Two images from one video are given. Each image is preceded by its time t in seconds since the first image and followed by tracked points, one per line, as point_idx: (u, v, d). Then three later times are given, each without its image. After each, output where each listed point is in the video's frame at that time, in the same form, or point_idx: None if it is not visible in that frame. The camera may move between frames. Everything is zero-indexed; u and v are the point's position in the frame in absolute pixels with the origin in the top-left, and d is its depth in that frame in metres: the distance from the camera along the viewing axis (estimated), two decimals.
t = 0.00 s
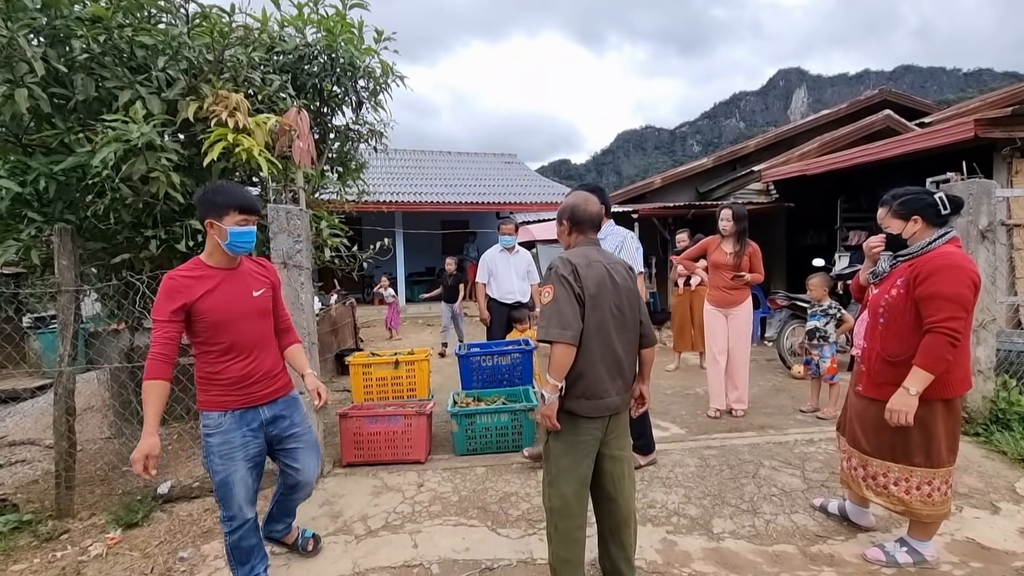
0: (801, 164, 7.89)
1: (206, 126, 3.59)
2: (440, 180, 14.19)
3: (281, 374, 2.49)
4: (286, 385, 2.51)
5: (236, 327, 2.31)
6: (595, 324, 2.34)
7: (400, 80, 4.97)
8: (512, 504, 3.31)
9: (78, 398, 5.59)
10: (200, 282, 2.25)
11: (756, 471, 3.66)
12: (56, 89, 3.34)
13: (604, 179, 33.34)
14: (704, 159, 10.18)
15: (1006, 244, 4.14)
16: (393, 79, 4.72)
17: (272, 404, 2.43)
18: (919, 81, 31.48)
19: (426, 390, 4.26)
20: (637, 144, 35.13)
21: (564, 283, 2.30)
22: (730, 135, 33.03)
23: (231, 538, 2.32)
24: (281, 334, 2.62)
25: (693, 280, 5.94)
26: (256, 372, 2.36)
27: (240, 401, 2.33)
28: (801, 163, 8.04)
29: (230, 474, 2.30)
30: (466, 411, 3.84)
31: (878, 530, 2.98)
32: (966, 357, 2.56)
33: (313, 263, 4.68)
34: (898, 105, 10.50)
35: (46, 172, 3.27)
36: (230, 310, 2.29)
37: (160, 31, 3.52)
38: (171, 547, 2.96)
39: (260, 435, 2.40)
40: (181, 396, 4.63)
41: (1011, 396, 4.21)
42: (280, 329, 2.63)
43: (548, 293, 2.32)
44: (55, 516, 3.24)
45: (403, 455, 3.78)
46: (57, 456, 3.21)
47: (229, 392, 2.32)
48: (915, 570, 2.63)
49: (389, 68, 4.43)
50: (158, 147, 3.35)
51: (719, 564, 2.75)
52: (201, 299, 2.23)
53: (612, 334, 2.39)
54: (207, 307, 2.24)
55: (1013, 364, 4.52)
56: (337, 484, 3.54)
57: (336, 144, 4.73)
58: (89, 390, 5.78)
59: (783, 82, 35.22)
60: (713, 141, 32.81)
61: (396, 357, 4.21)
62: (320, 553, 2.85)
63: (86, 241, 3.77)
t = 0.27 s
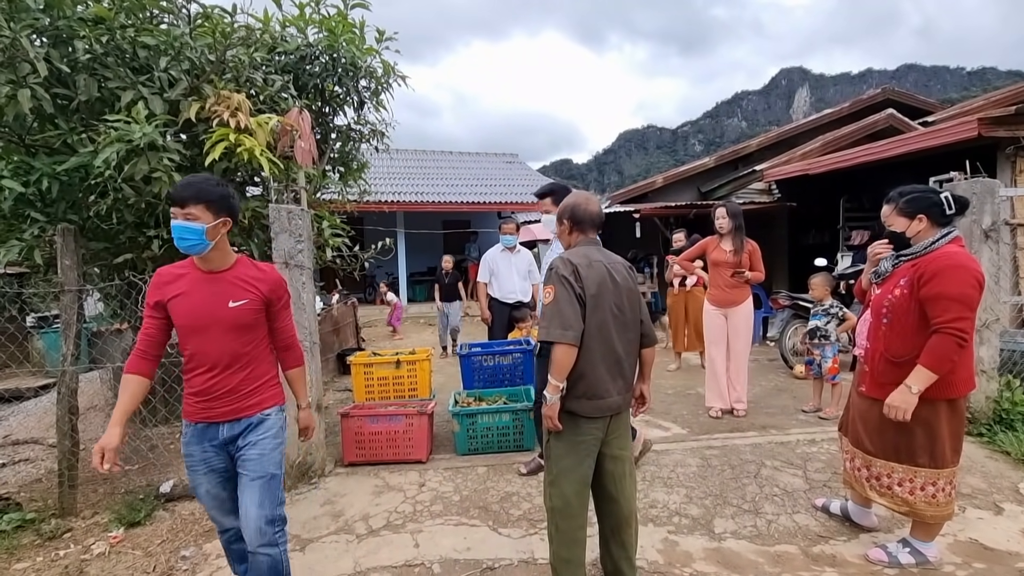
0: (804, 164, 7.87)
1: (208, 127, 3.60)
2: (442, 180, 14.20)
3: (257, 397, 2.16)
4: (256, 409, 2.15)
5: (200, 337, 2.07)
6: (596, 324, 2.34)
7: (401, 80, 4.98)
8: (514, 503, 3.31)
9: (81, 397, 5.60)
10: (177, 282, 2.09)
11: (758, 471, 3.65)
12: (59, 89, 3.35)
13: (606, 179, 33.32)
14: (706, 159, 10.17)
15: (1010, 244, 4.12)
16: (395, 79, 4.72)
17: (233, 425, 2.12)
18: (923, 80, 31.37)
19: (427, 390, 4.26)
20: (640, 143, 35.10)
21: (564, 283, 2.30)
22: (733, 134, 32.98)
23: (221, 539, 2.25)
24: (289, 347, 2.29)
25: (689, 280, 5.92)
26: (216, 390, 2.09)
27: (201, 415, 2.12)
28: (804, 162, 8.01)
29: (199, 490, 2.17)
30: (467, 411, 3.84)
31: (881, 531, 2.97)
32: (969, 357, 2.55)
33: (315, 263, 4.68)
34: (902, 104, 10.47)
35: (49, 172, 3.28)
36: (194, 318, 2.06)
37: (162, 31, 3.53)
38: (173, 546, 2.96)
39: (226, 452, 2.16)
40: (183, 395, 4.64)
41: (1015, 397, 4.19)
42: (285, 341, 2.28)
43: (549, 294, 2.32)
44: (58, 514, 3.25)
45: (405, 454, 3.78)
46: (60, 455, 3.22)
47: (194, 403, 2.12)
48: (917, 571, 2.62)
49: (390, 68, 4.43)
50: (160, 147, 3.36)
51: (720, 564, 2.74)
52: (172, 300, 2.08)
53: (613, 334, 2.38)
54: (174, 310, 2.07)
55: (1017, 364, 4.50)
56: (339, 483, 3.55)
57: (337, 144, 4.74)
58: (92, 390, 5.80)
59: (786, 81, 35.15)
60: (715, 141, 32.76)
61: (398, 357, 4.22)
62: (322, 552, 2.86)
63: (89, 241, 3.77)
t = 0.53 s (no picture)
0: (805, 164, 7.86)
1: (209, 126, 3.61)
2: (443, 179, 14.20)
3: (201, 435, 1.93)
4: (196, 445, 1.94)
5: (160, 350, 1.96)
6: (596, 324, 2.35)
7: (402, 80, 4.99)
8: (514, 503, 3.31)
9: (83, 396, 5.62)
10: (160, 287, 2.02)
11: (758, 471, 3.65)
12: (61, 89, 3.35)
13: (607, 179, 33.30)
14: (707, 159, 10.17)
15: (1011, 244, 4.12)
16: (396, 78, 4.73)
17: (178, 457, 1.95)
18: (925, 80, 31.32)
19: (428, 389, 4.27)
20: (641, 143, 35.08)
21: (565, 283, 2.31)
22: (734, 134, 32.95)
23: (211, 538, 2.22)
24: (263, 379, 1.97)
25: (684, 280, 5.88)
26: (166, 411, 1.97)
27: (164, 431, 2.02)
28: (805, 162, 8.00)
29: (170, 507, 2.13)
30: (467, 410, 3.84)
31: (880, 531, 2.97)
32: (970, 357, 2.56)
33: (316, 262, 4.69)
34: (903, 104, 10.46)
35: (51, 171, 3.29)
36: (154, 328, 1.95)
37: (164, 31, 3.53)
38: (174, 545, 2.97)
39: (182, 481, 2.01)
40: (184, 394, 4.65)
41: (1015, 397, 4.19)
42: (258, 373, 1.97)
43: (550, 293, 2.32)
44: (60, 512, 3.26)
45: (405, 454, 3.79)
46: (62, 454, 3.23)
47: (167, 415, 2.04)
48: (917, 571, 2.62)
49: (391, 68, 4.44)
50: (161, 146, 3.37)
51: (720, 564, 2.75)
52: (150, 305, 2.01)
53: (612, 333, 2.39)
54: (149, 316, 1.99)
55: (1017, 365, 4.50)
56: (339, 482, 3.56)
57: (338, 144, 4.75)
58: (94, 389, 5.81)
59: (788, 81, 35.13)
60: (717, 141, 32.75)
61: (398, 357, 4.22)
62: (323, 551, 2.87)
63: (91, 240, 3.78)
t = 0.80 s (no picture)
0: (805, 164, 7.86)
1: (211, 127, 3.63)
2: (444, 180, 14.22)
3: (157, 461, 1.61)
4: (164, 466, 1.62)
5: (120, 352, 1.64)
6: (598, 324, 2.36)
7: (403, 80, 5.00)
8: (514, 503, 3.32)
9: (84, 395, 5.63)
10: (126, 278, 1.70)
11: (758, 472, 3.66)
12: (63, 89, 3.37)
13: (608, 179, 33.30)
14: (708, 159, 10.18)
15: (1011, 246, 4.12)
16: (397, 79, 4.74)
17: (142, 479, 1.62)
18: (926, 81, 31.30)
19: (428, 390, 4.28)
20: (642, 143, 35.08)
21: (568, 283, 2.31)
22: (735, 135, 32.94)
23: None
24: (197, 398, 1.49)
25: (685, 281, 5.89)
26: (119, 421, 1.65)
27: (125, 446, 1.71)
28: (806, 163, 8.01)
29: (73, 554, 1.63)
30: (467, 410, 3.85)
31: (880, 532, 2.98)
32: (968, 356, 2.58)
33: (317, 262, 4.70)
34: (904, 105, 10.46)
35: (54, 171, 3.31)
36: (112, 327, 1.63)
37: (166, 32, 3.54)
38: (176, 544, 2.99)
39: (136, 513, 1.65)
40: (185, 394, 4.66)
41: (1015, 399, 4.19)
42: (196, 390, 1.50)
43: (553, 293, 2.33)
44: (62, 512, 3.27)
45: (405, 454, 3.80)
46: (64, 453, 3.24)
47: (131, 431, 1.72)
48: (916, 572, 2.63)
49: (392, 69, 4.45)
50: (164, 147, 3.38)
51: (720, 564, 2.75)
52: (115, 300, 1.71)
53: (613, 332, 2.40)
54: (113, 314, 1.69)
55: (1017, 366, 4.50)
56: (340, 482, 3.56)
57: (339, 144, 4.77)
58: (95, 388, 5.82)
59: (788, 81, 35.14)
60: (718, 141, 32.76)
61: (399, 357, 4.23)
62: (324, 551, 2.88)
63: (93, 240, 3.79)
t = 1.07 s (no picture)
0: (807, 164, 7.85)
1: (212, 127, 3.64)
2: (445, 179, 14.23)
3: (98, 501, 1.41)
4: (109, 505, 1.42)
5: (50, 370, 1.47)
6: (600, 324, 2.36)
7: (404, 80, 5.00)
8: (514, 502, 3.32)
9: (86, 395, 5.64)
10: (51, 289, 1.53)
11: (758, 472, 3.66)
12: (65, 90, 3.38)
13: (609, 179, 33.29)
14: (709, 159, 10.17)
15: (1013, 246, 4.11)
16: (398, 79, 4.74)
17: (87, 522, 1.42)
18: (929, 81, 31.24)
19: (429, 389, 4.29)
20: (644, 143, 35.07)
21: (572, 283, 2.31)
22: (737, 135, 32.90)
23: None
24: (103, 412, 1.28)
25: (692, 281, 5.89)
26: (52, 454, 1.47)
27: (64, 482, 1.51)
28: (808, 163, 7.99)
29: None
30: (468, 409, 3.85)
31: (880, 532, 2.97)
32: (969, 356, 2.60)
33: (317, 261, 4.70)
34: (906, 105, 10.44)
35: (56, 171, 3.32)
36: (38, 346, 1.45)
37: (167, 32, 3.56)
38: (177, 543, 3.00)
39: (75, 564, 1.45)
40: (187, 393, 4.68)
41: (1017, 399, 4.18)
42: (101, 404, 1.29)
43: (556, 292, 2.33)
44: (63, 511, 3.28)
45: (406, 453, 3.80)
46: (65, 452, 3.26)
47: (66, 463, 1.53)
48: (916, 572, 2.62)
49: (393, 69, 4.45)
50: (165, 147, 3.40)
51: (719, 564, 2.75)
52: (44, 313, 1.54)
53: (614, 332, 2.40)
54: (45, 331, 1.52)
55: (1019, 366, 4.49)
56: (340, 482, 3.57)
57: (340, 144, 4.78)
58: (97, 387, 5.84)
59: (790, 81, 35.11)
60: (720, 141, 32.73)
61: (399, 356, 4.24)
62: (324, 550, 2.89)
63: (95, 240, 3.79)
